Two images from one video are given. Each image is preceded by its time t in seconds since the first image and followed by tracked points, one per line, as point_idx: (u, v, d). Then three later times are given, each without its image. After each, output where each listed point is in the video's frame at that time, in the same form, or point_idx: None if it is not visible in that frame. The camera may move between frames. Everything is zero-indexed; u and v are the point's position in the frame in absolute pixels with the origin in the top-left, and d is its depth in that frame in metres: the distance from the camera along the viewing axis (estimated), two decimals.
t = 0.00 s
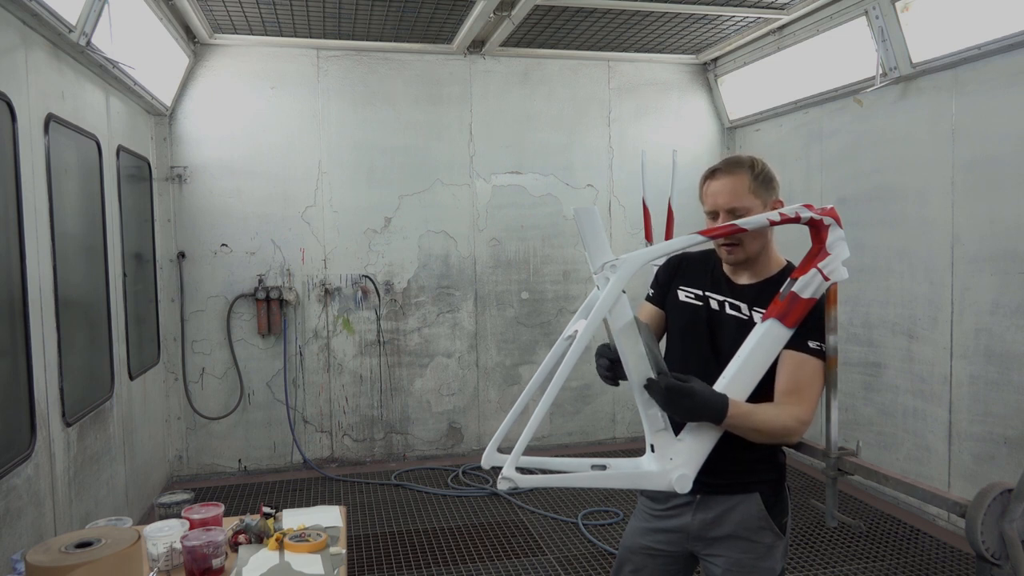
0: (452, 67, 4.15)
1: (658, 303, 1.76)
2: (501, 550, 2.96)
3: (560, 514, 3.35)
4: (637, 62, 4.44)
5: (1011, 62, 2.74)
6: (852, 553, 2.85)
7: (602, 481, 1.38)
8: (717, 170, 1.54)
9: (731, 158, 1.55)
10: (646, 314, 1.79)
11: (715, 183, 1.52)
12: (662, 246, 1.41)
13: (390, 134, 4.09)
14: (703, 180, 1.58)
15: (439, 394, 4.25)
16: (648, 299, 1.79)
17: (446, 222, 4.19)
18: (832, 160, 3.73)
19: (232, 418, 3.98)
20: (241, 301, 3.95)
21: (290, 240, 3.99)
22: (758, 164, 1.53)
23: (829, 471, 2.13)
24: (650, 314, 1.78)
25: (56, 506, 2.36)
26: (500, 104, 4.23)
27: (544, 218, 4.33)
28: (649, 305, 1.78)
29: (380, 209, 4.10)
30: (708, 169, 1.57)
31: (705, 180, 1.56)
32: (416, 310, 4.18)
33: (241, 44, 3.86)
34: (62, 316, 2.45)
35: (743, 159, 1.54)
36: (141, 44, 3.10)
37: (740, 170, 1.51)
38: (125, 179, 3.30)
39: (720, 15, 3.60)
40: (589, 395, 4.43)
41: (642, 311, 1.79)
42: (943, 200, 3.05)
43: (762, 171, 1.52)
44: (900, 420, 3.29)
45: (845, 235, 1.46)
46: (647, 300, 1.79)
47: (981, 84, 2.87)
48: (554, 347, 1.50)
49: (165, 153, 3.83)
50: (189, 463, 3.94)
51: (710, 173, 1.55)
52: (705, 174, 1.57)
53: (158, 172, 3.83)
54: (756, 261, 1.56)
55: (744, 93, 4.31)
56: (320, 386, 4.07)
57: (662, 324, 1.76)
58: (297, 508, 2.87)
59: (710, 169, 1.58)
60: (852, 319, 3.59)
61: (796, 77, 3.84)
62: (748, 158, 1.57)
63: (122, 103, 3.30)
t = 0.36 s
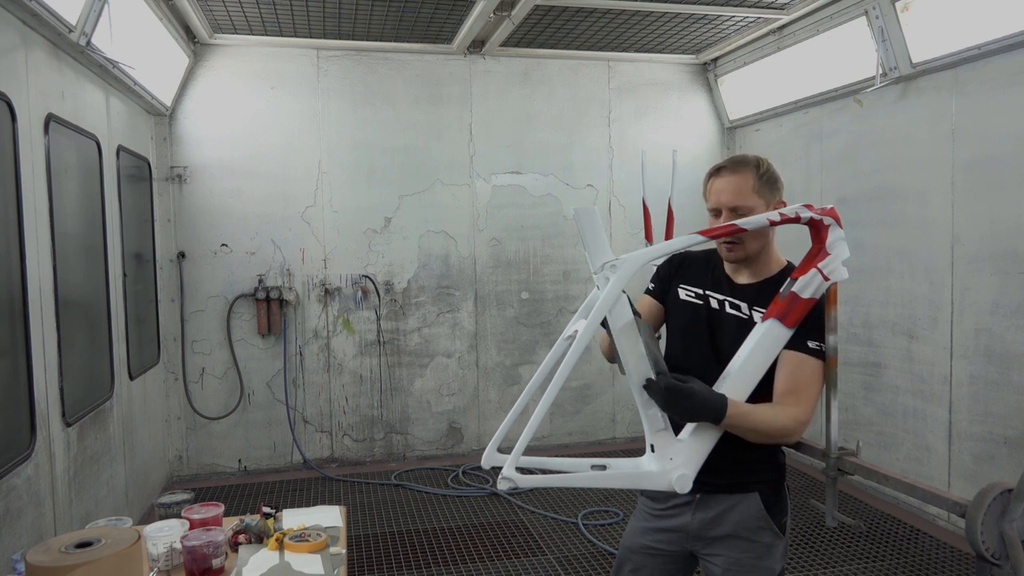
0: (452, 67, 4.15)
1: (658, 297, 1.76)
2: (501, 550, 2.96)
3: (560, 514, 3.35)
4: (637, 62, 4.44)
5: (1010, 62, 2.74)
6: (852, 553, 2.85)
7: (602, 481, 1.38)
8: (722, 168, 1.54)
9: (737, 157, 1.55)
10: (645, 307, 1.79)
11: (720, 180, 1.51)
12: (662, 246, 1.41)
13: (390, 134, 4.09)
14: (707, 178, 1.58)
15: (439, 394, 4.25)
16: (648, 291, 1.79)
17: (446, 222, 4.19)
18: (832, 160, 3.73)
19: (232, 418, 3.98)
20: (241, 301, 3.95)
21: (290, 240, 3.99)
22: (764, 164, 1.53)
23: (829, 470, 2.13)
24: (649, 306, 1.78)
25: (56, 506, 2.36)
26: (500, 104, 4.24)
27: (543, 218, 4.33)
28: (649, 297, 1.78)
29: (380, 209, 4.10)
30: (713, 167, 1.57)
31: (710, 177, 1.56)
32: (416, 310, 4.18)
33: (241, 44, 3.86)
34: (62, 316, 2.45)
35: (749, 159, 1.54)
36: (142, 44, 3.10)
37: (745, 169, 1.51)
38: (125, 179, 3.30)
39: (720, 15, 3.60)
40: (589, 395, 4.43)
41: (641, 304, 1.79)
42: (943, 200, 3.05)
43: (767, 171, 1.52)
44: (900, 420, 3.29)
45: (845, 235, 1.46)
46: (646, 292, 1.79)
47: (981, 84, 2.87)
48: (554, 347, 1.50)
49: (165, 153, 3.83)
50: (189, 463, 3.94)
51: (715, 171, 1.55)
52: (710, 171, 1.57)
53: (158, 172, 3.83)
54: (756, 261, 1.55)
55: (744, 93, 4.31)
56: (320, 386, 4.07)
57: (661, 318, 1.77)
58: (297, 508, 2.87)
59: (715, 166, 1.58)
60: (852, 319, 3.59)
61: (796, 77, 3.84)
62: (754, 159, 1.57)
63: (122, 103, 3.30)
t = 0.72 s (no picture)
0: (452, 67, 4.15)
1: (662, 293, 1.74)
2: (501, 550, 2.97)
3: (560, 514, 3.35)
4: (637, 62, 4.44)
5: (1010, 62, 2.74)
6: (852, 553, 2.85)
7: (602, 481, 1.38)
8: (722, 167, 1.54)
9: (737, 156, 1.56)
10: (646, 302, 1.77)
11: (720, 180, 1.51)
12: (662, 246, 1.41)
13: (391, 134, 4.09)
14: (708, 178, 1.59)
15: (439, 394, 4.24)
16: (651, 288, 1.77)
17: (446, 222, 4.19)
18: (832, 160, 3.73)
19: (232, 418, 3.98)
20: (241, 301, 3.95)
21: (290, 240, 3.99)
22: (763, 164, 1.53)
23: (829, 470, 2.13)
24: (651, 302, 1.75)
25: (56, 506, 2.36)
26: (500, 104, 4.23)
27: (543, 218, 4.33)
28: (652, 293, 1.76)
29: (380, 209, 4.10)
30: (713, 166, 1.57)
31: (710, 176, 1.56)
32: (416, 310, 4.18)
33: (241, 44, 3.86)
34: (62, 315, 2.45)
35: (750, 158, 1.54)
36: (142, 44, 3.10)
37: (745, 168, 1.51)
38: (125, 179, 3.30)
39: (720, 15, 3.60)
40: (589, 395, 4.43)
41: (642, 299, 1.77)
42: (943, 200, 3.05)
43: (767, 171, 1.52)
44: (900, 420, 3.30)
45: (845, 235, 1.46)
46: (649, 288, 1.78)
47: (981, 84, 2.87)
48: (554, 347, 1.50)
49: (165, 153, 3.83)
50: (189, 463, 3.94)
51: (715, 170, 1.55)
52: (710, 171, 1.57)
53: (158, 172, 3.83)
54: (757, 260, 1.55)
55: (744, 93, 4.31)
56: (320, 386, 4.07)
57: (663, 316, 1.75)
58: (297, 508, 2.87)
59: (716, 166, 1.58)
60: (852, 319, 3.59)
61: (796, 77, 3.84)
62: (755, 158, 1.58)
63: (122, 103, 3.30)
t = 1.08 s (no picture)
0: (452, 67, 4.15)
1: (664, 295, 1.74)
2: (501, 550, 2.96)
3: (560, 514, 3.35)
4: (637, 62, 4.44)
5: (1010, 62, 2.74)
6: (852, 553, 2.85)
7: (602, 481, 1.38)
8: (719, 169, 1.54)
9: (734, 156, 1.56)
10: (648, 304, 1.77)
11: (719, 182, 1.51)
12: (662, 246, 1.40)
13: (391, 134, 4.09)
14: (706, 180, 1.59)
15: (439, 394, 4.24)
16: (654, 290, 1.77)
17: (446, 222, 4.19)
18: (832, 160, 3.73)
19: (231, 418, 3.98)
20: (241, 301, 3.95)
21: (290, 240, 4.00)
22: (761, 163, 1.53)
23: (829, 470, 2.13)
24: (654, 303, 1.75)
25: (56, 506, 2.36)
26: (500, 104, 4.23)
27: (543, 218, 4.33)
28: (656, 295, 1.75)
29: (380, 209, 4.10)
30: (710, 168, 1.57)
31: (708, 179, 1.56)
32: (416, 310, 4.18)
33: (241, 44, 3.86)
34: (62, 315, 2.45)
35: (747, 158, 1.54)
36: (142, 44, 3.10)
37: (743, 168, 1.51)
38: (125, 179, 3.30)
39: (720, 15, 3.60)
40: (588, 395, 4.43)
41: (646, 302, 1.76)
42: (943, 200, 3.05)
43: (765, 170, 1.52)
44: (900, 420, 3.30)
45: (845, 235, 1.46)
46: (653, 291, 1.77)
47: (981, 84, 2.87)
48: (554, 347, 1.50)
49: (165, 153, 3.83)
50: (189, 463, 3.94)
51: (713, 172, 1.56)
52: (708, 173, 1.57)
53: (158, 172, 3.83)
54: (759, 260, 1.55)
55: (745, 93, 4.31)
56: (320, 386, 4.07)
57: (663, 317, 1.74)
58: (297, 508, 2.87)
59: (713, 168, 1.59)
60: (852, 319, 3.59)
61: (796, 77, 3.84)
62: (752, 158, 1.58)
63: (122, 103, 3.30)
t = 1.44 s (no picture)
0: (452, 67, 4.15)
1: (658, 291, 1.78)
2: (501, 550, 2.96)
3: (560, 514, 3.35)
4: (637, 62, 4.44)
5: (1011, 62, 2.74)
6: (852, 553, 2.85)
7: (602, 481, 1.38)
8: (719, 168, 1.55)
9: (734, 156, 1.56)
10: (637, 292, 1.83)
11: (718, 180, 1.52)
12: (662, 246, 1.40)
13: (390, 134, 4.09)
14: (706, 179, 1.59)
15: (439, 394, 4.25)
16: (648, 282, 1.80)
17: (446, 222, 4.19)
18: (832, 160, 3.73)
19: (232, 418, 3.98)
20: (241, 301, 3.95)
21: (290, 240, 4.00)
22: (761, 162, 1.53)
23: (829, 470, 2.14)
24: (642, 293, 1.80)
25: (56, 506, 2.36)
26: (500, 104, 4.23)
27: (543, 218, 4.33)
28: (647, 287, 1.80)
29: (380, 209, 4.10)
30: (710, 167, 1.58)
31: (708, 178, 1.57)
32: (416, 310, 4.18)
33: (241, 44, 3.86)
34: (62, 316, 2.45)
35: (747, 157, 1.55)
36: (141, 44, 3.10)
37: (743, 167, 1.51)
38: (125, 178, 3.30)
39: (720, 15, 3.60)
40: (588, 395, 4.44)
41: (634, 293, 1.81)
42: (943, 200, 3.05)
43: (765, 169, 1.52)
44: (900, 420, 3.29)
45: (846, 235, 1.45)
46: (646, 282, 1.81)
47: (981, 84, 2.87)
48: (554, 346, 1.51)
49: (165, 153, 3.83)
50: (189, 463, 3.94)
51: (713, 171, 1.56)
52: (708, 172, 1.58)
53: (158, 172, 3.83)
54: (758, 259, 1.55)
55: (744, 93, 4.31)
56: (320, 386, 4.07)
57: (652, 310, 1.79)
58: (297, 508, 2.87)
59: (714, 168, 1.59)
60: (852, 319, 3.59)
61: (796, 77, 3.84)
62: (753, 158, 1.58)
63: (122, 103, 3.30)
